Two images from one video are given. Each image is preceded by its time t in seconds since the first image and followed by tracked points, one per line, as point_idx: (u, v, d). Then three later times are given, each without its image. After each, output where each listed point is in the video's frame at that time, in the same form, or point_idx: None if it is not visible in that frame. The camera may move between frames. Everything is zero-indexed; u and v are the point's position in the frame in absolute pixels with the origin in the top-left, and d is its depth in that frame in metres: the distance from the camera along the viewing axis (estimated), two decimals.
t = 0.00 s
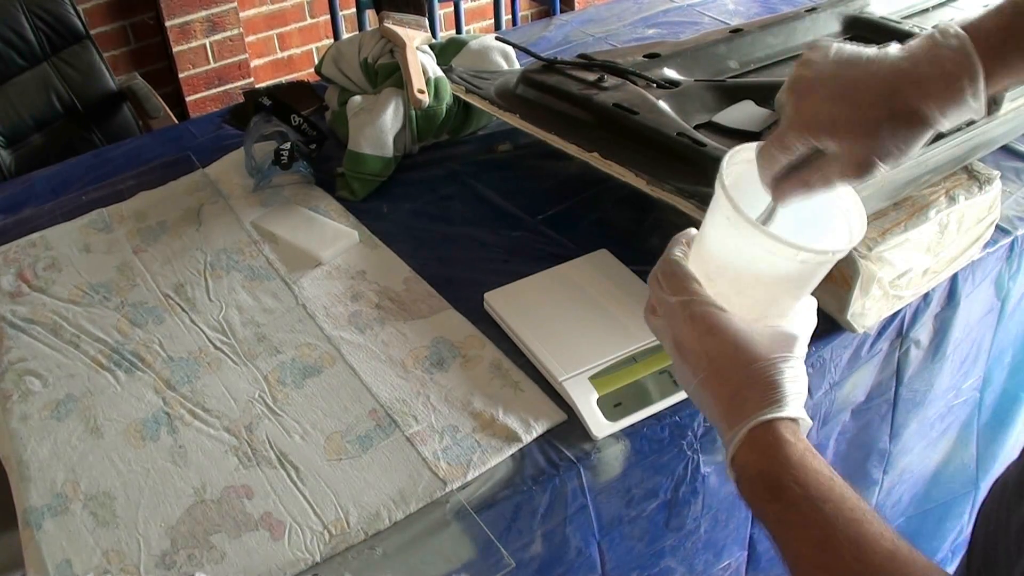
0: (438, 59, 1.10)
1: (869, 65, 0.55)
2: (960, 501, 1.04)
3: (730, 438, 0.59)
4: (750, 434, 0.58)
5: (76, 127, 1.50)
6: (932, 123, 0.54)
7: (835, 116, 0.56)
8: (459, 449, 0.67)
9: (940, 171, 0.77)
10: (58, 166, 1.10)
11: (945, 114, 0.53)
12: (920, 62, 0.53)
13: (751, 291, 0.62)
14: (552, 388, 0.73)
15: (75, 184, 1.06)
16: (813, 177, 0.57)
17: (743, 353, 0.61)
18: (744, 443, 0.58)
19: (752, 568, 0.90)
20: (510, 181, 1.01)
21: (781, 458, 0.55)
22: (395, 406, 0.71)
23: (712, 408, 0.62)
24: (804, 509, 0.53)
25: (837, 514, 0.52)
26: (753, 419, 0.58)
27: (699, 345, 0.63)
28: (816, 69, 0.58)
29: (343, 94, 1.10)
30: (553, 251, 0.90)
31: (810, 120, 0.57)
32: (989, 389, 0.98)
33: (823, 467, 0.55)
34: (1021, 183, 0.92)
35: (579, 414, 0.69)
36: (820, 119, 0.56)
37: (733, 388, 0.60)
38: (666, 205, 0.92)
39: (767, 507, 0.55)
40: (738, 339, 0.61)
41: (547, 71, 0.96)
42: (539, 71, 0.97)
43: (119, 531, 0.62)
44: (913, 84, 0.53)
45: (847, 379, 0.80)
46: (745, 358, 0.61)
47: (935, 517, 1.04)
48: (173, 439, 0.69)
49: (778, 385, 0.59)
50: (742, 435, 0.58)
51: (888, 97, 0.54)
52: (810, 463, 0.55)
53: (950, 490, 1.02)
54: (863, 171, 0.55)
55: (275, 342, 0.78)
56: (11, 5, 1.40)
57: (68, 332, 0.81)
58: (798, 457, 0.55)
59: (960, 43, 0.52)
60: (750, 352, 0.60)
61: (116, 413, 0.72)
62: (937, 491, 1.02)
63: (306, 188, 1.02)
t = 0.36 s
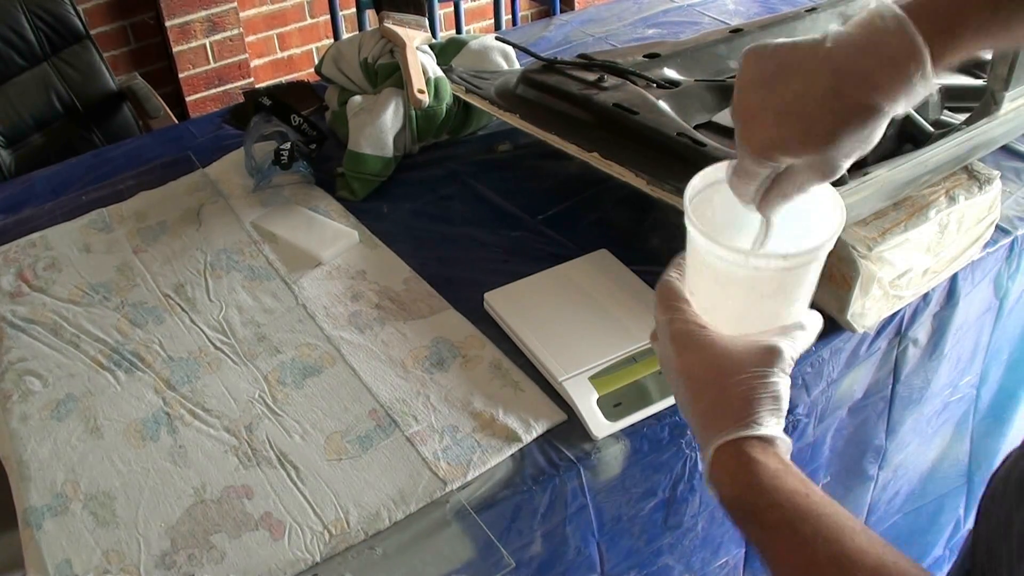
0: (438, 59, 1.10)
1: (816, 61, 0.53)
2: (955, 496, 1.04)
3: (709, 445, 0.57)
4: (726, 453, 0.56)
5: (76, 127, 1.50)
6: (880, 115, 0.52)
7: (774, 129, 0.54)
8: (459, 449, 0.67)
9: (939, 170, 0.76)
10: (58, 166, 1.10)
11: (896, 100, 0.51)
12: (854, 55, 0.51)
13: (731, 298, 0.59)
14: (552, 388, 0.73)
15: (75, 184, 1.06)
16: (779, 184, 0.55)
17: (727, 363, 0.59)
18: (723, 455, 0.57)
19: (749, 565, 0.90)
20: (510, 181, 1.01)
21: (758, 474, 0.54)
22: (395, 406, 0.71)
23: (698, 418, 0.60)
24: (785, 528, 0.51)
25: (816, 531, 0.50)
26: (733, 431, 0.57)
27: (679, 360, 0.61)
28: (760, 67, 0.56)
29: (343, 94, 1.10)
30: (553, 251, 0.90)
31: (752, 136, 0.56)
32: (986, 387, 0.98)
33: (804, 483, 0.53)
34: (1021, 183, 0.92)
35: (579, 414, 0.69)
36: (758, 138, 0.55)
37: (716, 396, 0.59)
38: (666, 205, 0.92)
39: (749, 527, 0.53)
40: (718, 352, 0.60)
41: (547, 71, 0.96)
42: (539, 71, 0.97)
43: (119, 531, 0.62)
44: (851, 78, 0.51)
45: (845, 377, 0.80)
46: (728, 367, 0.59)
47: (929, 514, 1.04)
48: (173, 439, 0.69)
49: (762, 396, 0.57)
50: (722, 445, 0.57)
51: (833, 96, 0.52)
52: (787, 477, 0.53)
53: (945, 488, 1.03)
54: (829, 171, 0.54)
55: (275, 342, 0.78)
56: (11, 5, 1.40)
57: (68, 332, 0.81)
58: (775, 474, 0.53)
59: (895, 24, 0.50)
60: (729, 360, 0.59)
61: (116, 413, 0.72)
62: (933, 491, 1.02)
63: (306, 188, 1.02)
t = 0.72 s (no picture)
0: (438, 58, 1.10)
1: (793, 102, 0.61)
2: (950, 493, 1.05)
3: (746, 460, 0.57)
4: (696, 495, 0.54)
5: (76, 127, 1.50)
6: (896, 114, 0.56)
7: (780, 112, 0.61)
8: (459, 449, 0.67)
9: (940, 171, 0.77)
10: (58, 166, 1.10)
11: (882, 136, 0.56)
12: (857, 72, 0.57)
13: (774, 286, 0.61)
14: (552, 388, 0.73)
15: (75, 184, 1.06)
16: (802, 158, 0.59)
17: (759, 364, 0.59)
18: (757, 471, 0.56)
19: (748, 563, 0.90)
20: (510, 181, 1.02)
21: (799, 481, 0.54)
22: (395, 406, 0.71)
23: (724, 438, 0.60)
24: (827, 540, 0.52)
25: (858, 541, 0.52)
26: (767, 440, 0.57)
27: (717, 385, 0.55)
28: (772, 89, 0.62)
29: (342, 94, 1.10)
30: (552, 251, 0.90)
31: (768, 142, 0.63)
32: (984, 386, 0.98)
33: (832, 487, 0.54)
34: (1021, 183, 0.92)
35: (579, 414, 0.69)
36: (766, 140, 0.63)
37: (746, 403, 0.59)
38: (667, 205, 0.92)
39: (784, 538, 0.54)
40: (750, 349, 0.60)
41: (547, 71, 0.96)
42: (539, 71, 0.97)
43: (119, 531, 0.62)
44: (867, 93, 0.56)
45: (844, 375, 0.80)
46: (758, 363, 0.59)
47: (925, 511, 1.04)
48: (173, 439, 0.69)
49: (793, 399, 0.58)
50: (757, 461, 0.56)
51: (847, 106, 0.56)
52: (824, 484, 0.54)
53: (942, 486, 1.03)
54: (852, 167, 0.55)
55: (275, 342, 0.78)
56: (11, 5, 1.40)
57: (68, 332, 0.81)
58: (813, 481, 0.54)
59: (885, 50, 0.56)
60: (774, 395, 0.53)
61: (116, 413, 0.72)
62: (930, 489, 1.02)
63: (306, 188, 1.02)
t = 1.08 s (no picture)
0: (438, 58, 1.10)
1: (883, 67, 0.51)
2: (953, 494, 1.05)
3: (777, 448, 0.60)
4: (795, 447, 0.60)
5: (76, 127, 1.50)
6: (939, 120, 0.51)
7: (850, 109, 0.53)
8: (459, 449, 0.67)
9: (940, 170, 0.76)
10: (58, 166, 1.10)
11: (997, 81, 0.48)
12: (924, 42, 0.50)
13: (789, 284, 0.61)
14: (552, 388, 0.73)
15: (75, 184, 1.06)
16: (865, 165, 0.53)
17: (785, 357, 0.62)
18: (786, 458, 0.59)
19: (751, 565, 0.90)
20: (510, 181, 1.02)
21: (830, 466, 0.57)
22: (395, 406, 0.71)
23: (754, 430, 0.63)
24: (854, 523, 0.54)
25: (885, 526, 0.54)
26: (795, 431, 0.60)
27: (718, 330, 0.65)
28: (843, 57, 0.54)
29: (343, 94, 1.10)
30: (553, 251, 0.90)
31: (840, 120, 0.53)
32: (984, 386, 0.98)
33: (861, 469, 0.57)
34: (1021, 182, 0.92)
35: (579, 413, 0.69)
36: (840, 129, 0.53)
37: (774, 395, 0.62)
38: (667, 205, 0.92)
39: (813, 521, 0.56)
40: (776, 342, 0.63)
41: (547, 71, 0.96)
42: (539, 71, 0.97)
43: (119, 531, 0.62)
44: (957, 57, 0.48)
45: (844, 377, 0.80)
46: (784, 355, 0.62)
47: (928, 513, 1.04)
48: (173, 439, 0.69)
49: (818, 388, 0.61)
50: (786, 449, 0.59)
51: (939, 71, 0.49)
52: (853, 467, 0.57)
53: (944, 487, 1.03)
54: (918, 156, 0.51)
55: (275, 342, 0.78)
56: (11, 5, 1.40)
57: (68, 332, 0.81)
58: (841, 466, 0.57)
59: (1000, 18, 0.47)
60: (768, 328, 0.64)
61: (116, 413, 0.72)
62: (932, 491, 1.02)
63: (306, 188, 1.02)
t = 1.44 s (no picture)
0: (438, 58, 1.10)
1: (985, 78, 0.50)
2: (954, 495, 1.05)
3: (794, 420, 0.60)
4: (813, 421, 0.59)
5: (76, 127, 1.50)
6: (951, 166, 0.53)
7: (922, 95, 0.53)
8: (459, 449, 0.67)
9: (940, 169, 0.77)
10: (58, 166, 1.10)
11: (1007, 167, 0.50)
12: None
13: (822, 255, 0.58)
14: (552, 388, 0.73)
15: (75, 184, 1.06)
16: (925, 155, 0.53)
17: (810, 332, 0.60)
18: (805, 434, 0.59)
19: (753, 568, 0.90)
20: (510, 181, 1.02)
21: (853, 448, 0.57)
22: (395, 406, 0.71)
23: (766, 403, 0.62)
24: (862, 498, 0.57)
25: (898, 510, 0.56)
26: (818, 409, 0.59)
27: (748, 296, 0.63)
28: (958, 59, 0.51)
29: (343, 94, 1.10)
30: (553, 251, 0.90)
31: (925, 87, 0.53)
32: (984, 387, 0.98)
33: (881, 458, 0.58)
34: (1021, 183, 0.92)
35: (579, 413, 0.69)
36: (922, 90, 0.53)
37: (796, 368, 0.61)
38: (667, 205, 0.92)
39: (822, 495, 0.58)
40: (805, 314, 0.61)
41: (547, 71, 0.96)
42: (539, 71, 0.97)
43: (119, 531, 0.62)
44: None
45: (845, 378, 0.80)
46: (809, 329, 0.61)
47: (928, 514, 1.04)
48: (173, 439, 0.69)
49: (840, 367, 0.60)
50: (807, 425, 0.59)
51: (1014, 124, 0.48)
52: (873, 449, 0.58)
53: (944, 488, 1.03)
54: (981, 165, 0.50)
55: (275, 342, 0.78)
56: (11, 5, 1.40)
57: (68, 332, 0.81)
58: (866, 451, 0.57)
59: None
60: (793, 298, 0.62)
61: (116, 413, 0.72)
62: (932, 492, 1.02)
63: (306, 188, 1.02)
